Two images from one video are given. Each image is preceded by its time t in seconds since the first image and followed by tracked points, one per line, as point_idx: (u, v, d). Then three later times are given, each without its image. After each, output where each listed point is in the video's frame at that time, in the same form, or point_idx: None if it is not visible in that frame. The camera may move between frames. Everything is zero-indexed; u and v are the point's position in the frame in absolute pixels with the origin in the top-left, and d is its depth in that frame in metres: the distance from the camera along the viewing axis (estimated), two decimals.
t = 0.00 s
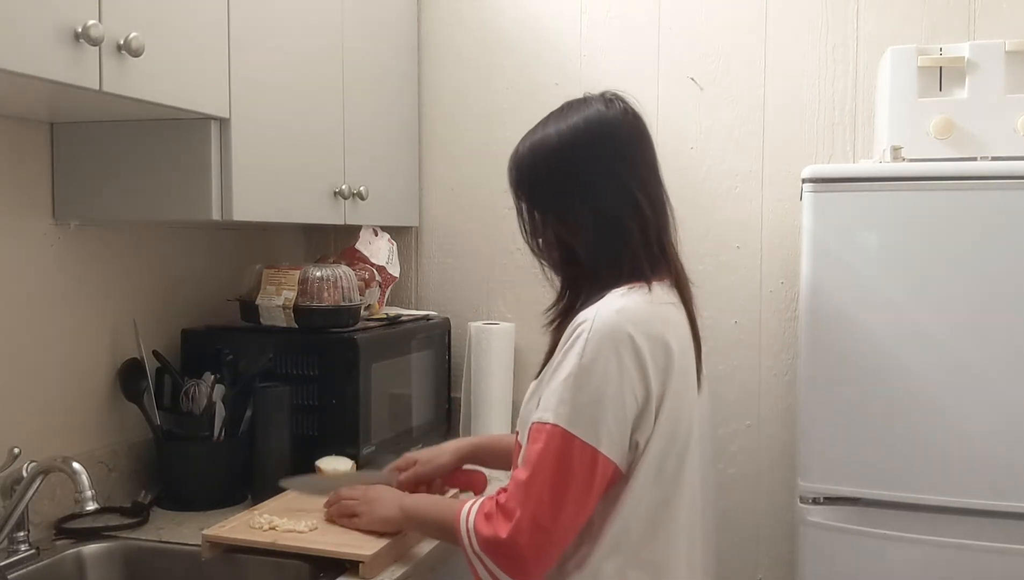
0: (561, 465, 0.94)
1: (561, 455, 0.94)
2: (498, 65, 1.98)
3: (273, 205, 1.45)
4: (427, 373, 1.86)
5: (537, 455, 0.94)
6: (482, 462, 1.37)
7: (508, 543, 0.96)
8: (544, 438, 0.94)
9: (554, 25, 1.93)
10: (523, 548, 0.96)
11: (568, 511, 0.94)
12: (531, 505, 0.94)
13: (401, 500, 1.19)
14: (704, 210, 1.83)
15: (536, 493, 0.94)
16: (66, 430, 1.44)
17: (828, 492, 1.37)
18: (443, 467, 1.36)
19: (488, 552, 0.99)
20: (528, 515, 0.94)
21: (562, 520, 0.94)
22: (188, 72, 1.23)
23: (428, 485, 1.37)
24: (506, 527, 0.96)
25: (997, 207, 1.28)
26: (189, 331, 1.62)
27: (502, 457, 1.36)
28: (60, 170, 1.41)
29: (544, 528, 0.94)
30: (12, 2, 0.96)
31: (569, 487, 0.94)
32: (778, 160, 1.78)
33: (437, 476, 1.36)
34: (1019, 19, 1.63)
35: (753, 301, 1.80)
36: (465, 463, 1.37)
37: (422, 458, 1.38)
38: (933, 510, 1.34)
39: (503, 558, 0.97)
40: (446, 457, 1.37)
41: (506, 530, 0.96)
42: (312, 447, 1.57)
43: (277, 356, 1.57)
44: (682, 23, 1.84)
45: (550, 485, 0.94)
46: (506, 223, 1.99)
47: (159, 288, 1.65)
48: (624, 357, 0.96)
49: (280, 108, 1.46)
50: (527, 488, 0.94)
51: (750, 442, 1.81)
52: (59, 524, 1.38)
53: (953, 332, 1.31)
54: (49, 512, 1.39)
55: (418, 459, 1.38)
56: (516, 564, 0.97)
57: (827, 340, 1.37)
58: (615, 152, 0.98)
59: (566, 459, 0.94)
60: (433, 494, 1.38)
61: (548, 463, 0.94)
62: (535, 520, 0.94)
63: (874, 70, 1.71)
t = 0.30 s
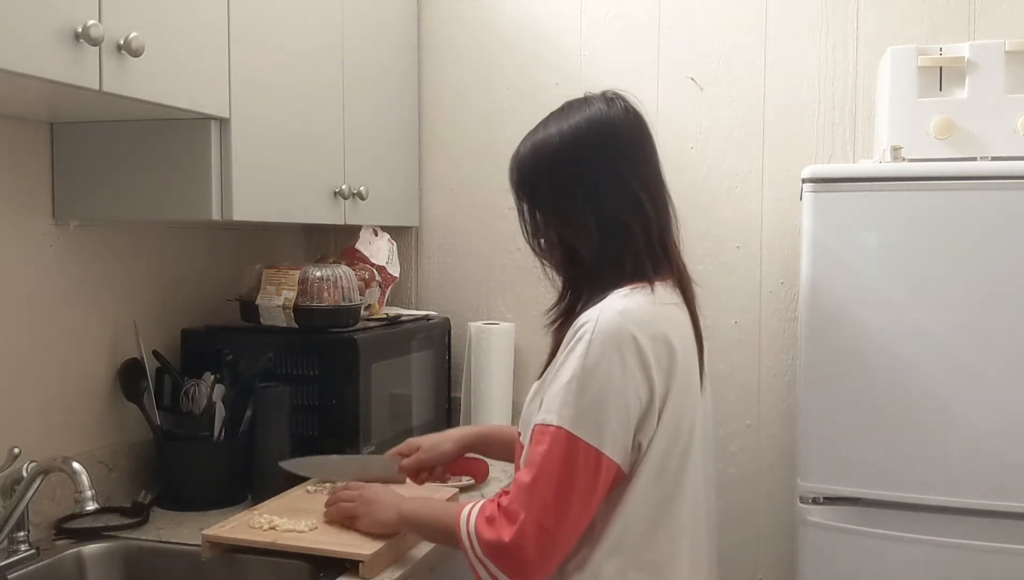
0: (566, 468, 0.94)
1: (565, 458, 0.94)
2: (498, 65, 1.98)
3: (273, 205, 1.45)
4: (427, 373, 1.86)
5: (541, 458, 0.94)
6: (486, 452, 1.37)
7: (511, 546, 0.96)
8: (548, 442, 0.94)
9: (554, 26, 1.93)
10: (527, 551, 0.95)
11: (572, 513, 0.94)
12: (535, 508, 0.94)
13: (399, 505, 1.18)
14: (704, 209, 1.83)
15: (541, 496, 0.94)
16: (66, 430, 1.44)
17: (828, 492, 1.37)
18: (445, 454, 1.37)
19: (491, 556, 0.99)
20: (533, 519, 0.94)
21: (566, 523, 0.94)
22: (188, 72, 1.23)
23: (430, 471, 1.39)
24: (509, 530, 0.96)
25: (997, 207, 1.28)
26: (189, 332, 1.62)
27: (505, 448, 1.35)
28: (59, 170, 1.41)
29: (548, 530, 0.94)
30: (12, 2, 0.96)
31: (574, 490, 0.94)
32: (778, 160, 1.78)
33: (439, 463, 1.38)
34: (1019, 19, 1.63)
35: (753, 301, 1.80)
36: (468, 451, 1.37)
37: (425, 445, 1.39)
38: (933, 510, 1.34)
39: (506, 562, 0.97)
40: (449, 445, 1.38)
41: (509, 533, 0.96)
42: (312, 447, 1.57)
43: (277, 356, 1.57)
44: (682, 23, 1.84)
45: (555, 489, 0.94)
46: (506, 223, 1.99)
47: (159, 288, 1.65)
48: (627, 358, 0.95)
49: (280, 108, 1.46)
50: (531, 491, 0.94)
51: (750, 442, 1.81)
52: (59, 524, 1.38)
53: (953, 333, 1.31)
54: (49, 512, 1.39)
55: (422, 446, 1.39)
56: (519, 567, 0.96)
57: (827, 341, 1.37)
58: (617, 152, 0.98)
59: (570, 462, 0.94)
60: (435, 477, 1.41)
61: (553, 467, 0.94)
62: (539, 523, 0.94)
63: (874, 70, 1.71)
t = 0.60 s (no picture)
0: (557, 466, 0.94)
1: (557, 457, 0.94)
2: (498, 65, 1.98)
3: (274, 205, 1.45)
4: (427, 373, 1.86)
5: (532, 457, 0.94)
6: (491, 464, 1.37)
7: (504, 545, 0.96)
8: (539, 440, 0.94)
9: (554, 25, 1.93)
10: (520, 550, 0.96)
11: (565, 512, 0.94)
12: (526, 507, 0.94)
13: (397, 506, 1.18)
14: (704, 209, 1.83)
15: (533, 495, 0.94)
16: (66, 430, 1.44)
17: (828, 492, 1.37)
18: (454, 468, 1.35)
19: (483, 555, 0.99)
20: (524, 517, 0.94)
21: (559, 522, 0.94)
22: (188, 72, 1.23)
23: (439, 485, 1.37)
24: (501, 529, 0.96)
25: (997, 207, 1.29)
26: (189, 331, 1.62)
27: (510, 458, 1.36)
28: (59, 170, 1.41)
29: (541, 529, 0.95)
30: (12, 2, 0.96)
31: (566, 488, 0.94)
32: (778, 160, 1.78)
33: (448, 477, 1.36)
34: (1019, 19, 1.63)
35: (753, 301, 1.80)
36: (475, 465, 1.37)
37: (433, 460, 1.38)
38: (932, 510, 1.34)
39: (498, 560, 0.97)
40: (457, 458, 1.36)
41: (501, 532, 0.96)
42: (312, 448, 1.58)
43: (277, 356, 1.57)
44: (682, 22, 1.84)
45: (546, 487, 0.94)
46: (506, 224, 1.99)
47: (159, 288, 1.65)
48: (618, 356, 0.95)
49: (280, 108, 1.46)
50: (522, 490, 0.94)
51: (750, 443, 1.81)
52: (59, 524, 1.38)
53: (952, 332, 1.31)
54: (49, 512, 1.39)
55: (429, 460, 1.38)
56: (513, 566, 0.97)
57: (825, 341, 1.38)
58: (606, 150, 0.98)
59: (561, 461, 0.94)
60: (444, 494, 1.38)
61: (544, 466, 0.94)
62: (531, 522, 0.94)
63: (874, 70, 1.71)
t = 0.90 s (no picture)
0: (551, 465, 0.94)
1: (551, 455, 0.94)
2: (498, 65, 1.98)
3: (274, 205, 1.45)
4: (427, 373, 1.86)
5: (527, 455, 0.94)
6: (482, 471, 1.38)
7: (499, 544, 0.96)
8: (534, 439, 0.94)
9: (554, 25, 1.93)
10: (514, 549, 0.95)
11: (560, 510, 0.94)
12: (520, 505, 0.94)
13: (394, 508, 1.19)
14: (704, 209, 1.83)
15: (527, 493, 0.94)
16: (66, 430, 1.44)
17: (828, 492, 1.37)
18: (442, 479, 1.35)
19: (479, 554, 0.99)
20: (518, 516, 0.94)
21: (554, 520, 0.94)
22: (188, 72, 1.23)
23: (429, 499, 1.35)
24: (495, 527, 0.97)
25: (997, 207, 1.28)
26: (189, 331, 1.62)
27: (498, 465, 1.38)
28: (59, 170, 1.41)
29: (535, 527, 0.94)
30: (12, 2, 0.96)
31: (560, 486, 0.94)
32: (779, 160, 1.78)
33: (436, 491, 1.35)
34: (1019, 19, 1.63)
35: (753, 301, 1.80)
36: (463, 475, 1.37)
37: (419, 474, 1.36)
38: (932, 510, 1.34)
39: (494, 560, 0.97)
40: (445, 470, 1.36)
41: (495, 530, 0.96)
42: (312, 448, 1.58)
43: (277, 356, 1.57)
44: (682, 22, 1.84)
45: (540, 486, 0.94)
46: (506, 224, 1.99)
47: (159, 288, 1.65)
48: (613, 356, 0.95)
49: (280, 108, 1.46)
50: (516, 488, 0.94)
51: (750, 443, 1.81)
52: (59, 524, 1.38)
53: (952, 333, 1.31)
54: (49, 512, 1.39)
55: (416, 474, 1.37)
56: (508, 566, 0.96)
57: (825, 341, 1.37)
58: (600, 149, 0.98)
59: (556, 459, 0.94)
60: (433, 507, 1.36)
61: (538, 464, 0.94)
62: (525, 520, 0.94)
63: (874, 70, 1.71)
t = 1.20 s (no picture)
0: (555, 470, 0.94)
1: (555, 461, 0.94)
2: (498, 66, 1.98)
3: (273, 205, 1.45)
4: (427, 373, 1.86)
5: (531, 459, 0.94)
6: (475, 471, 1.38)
7: (499, 546, 0.96)
8: (539, 443, 0.94)
9: (554, 25, 1.93)
10: (515, 551, 0.95)
11: (561, 515, 0.94)
12: (521, 508, 0.94)
13: (394, 509, 1.19)
14: (704, 208, 1.83)
15: (529, 496, 0.94)
16: (66, 430, 1.44)
17: (828, 492, 1.37)
18: (436, 481, 1.35)
19: (477, 555, 0.99)
20: (518, 519, 0.95)
21: (556, 525, 0.94)
22: (188, 72, 1.23)
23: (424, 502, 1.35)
24: (494, 529, 0.97)
25: (997, 207, 1.28)
26: (189, 331, 1.62)
27: (492, 463, 1.37)
28: (59, 170, 1.41)
29: (537, 531, 0.94)
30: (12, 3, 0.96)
31: (563, 492, 0.94)
32: (779, 160, 1.78)
33: (431, 492, 1.35)
34: (1019, 19, 1.63)
35: (753, 301, 1.80)
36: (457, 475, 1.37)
37: (415, 476, 1.36)
38: (933, 510, 1.34)
39: (493, 561, 0.97)
40: (439, 470, 1.36)
41: (494, 532, 0.97)
42: (312, 447, 1.58)
43: (277, 356, 1.57)
44: (682, 22, 1.84)
45: (542, 490, 0.94)
46: (506, 224, 1.99)
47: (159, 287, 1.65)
48: (624, 364, 0.95)
49: (280, 108, 1.46)
50: (518, 491, 0.94)
51: (750, 443, 1.81)
52: (59, 524, 1.38)
53: (953, 331, 1.31)
54: (49, 512, 1.39)
55: (411, 477, 1.36)
56: (506, 568, 0.97)
57: (828, 342, 1.37)
58: (623, 151, 0.98)
59: (560, 465, 0.94)
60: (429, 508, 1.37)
61: (541, 468, 0.94)
62: (526, 524, 0.94)
63: (874, 70, 1.71)
